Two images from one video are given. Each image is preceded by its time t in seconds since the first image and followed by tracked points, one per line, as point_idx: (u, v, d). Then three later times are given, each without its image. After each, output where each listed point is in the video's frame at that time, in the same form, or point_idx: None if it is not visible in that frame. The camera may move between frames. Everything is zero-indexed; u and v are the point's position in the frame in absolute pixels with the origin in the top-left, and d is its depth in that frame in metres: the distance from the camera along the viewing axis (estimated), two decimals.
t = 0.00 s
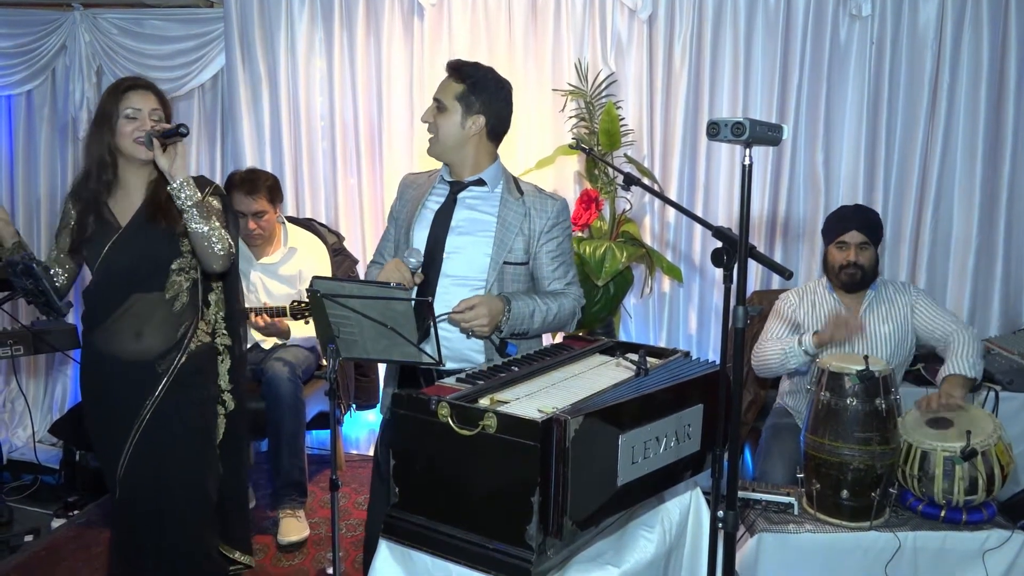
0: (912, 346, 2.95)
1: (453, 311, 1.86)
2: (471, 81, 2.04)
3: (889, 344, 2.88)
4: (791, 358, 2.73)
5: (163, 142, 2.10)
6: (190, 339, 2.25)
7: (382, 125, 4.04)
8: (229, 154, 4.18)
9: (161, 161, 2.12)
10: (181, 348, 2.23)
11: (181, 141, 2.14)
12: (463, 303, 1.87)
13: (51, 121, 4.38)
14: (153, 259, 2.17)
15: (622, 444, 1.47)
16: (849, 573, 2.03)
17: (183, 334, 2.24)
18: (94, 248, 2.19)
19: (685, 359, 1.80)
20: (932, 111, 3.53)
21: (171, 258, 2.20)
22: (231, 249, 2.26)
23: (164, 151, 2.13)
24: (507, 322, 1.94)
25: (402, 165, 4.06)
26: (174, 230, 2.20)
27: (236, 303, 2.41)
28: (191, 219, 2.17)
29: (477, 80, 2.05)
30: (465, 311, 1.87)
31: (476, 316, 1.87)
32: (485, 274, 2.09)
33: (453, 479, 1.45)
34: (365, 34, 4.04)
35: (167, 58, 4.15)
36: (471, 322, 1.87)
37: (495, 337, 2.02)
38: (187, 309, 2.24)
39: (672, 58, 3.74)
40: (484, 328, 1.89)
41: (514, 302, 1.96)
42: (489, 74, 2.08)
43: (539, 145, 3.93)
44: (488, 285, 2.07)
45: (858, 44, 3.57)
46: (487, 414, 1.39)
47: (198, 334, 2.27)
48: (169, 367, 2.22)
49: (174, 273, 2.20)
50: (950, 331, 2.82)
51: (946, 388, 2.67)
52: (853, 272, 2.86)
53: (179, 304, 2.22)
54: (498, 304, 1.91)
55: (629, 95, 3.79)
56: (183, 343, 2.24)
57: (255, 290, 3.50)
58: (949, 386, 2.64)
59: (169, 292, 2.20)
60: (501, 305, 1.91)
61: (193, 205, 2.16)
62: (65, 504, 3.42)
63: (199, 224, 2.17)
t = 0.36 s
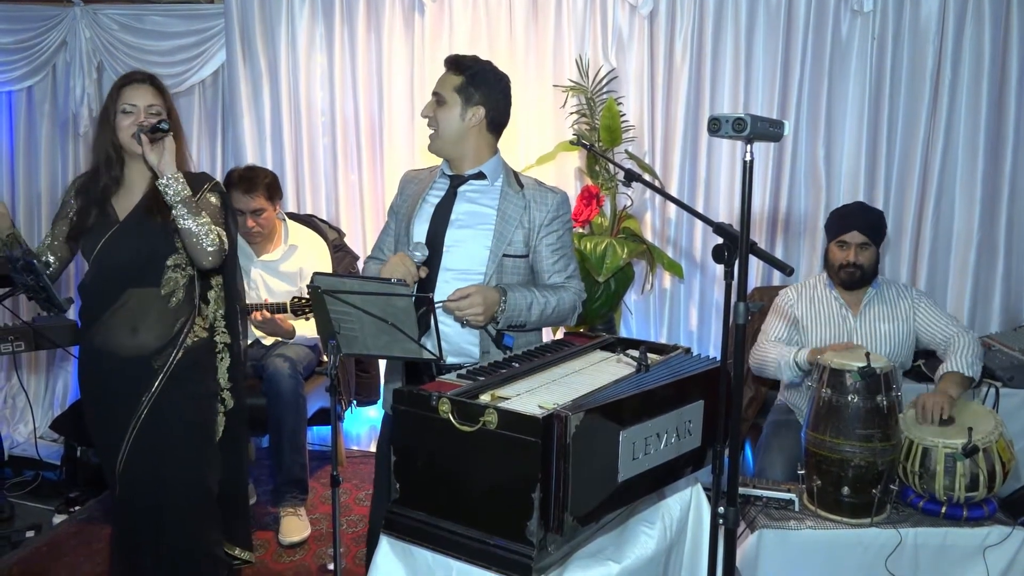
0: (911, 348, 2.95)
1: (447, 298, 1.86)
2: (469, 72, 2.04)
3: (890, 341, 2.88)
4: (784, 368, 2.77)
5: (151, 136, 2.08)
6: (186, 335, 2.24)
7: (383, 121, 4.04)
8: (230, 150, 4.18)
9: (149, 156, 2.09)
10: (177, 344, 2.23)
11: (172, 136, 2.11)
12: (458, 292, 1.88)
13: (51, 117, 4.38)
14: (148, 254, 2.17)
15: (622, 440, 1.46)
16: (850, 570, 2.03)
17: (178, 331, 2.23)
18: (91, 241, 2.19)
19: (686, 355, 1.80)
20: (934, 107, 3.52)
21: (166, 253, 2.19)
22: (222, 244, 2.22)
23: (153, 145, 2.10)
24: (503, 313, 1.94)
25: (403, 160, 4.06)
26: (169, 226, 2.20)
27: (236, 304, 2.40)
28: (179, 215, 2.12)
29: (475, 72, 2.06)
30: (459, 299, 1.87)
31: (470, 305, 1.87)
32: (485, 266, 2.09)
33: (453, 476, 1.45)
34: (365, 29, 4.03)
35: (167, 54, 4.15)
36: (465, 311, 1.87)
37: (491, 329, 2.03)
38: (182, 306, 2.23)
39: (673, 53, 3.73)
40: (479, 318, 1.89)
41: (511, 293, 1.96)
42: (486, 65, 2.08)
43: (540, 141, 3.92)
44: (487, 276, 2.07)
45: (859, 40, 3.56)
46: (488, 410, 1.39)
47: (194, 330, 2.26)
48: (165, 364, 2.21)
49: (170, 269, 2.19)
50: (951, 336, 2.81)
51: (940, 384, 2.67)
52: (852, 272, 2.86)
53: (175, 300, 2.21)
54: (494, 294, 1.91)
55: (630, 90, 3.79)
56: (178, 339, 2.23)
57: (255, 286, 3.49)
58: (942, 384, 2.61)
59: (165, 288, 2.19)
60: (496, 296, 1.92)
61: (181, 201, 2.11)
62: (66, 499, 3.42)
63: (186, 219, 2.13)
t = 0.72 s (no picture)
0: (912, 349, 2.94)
1: (450, 294, 1.86)
2: (467, 70, 2.04)
3: (892, 339, 2.88)
4: (793, 354, 2.77)
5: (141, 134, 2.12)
6: (182, 332, 2.24)
7: (384, 119, 4.04)
8: (231, 148, 4.18)
9: (138, 154, 2.13)
10: (172, 341, 2.23)
11: (160, 134, 2.14)
12: (461, 287, 1.87)
13: (53, 114, 4.38)
14: (143, 251, 2.16)
15: (623, 438, 1.46)
16: (851, 567, 2.03)
17: (173, 327, 2.22)
18: (87, 238, 2.20)
19: (686, 353, 1.80)
20: (935, 103, 3.52)
21: (160, 250, 2.17)
22: (210, 241, 2.21)
23: (143, 142, 2.13)
24: (505, 309, 1.94)
25: (404, 157, 4.06)
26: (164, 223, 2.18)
27: (238, 301, 2.38)
28: (165, 212, 2.13)
29: (473, 70, 2.05)
30: (462, 295, 1.86)
31: (472, 300, 1.87)
32: (487, 262, 2.08)
33: (453, 472, 1.45)
34: (366, 27, 4.03)
35: (168, 51, 4.14)
36: (468, 306, 1.87)
37: (493, 326, 2.03)
38: (179, 302, 2.23)
39: (674, 50, 3.73)
40: (481, 313, 1.88)
41: (513, 290, 1.96)
42: (483, 62, 2.08)
43: (541, 139, 3.92)
44: (489, 272, 2.07)
45: (860, 37, 3.55)
46: (489, 408, 1.38)
47: (189, 327, 2.26)
48: (159, 360, 2.21)
49: (165, 265, 2.18)
50: (949, 342, 2.80)
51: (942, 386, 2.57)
52: (853, 264, 2.87)
53: (171, 297, 2.21)
54: (496, 291, 1.91)
55: (631, 88, 3.78)
56: (174, 335, 2.23)
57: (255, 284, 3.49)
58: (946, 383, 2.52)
59: (159, 285, 2.19)
60: (499, 292, 1.91)
61: (167, 198, 2.12)
62: (67, 497, 3.43)
63: (173, 216, 2.13)
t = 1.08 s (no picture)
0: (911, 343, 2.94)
1: (449, 303, 1.86)
2: (469, 73, 2.04)
3: (888, 335, 2.88)
4: (790, 364, 2.75)
5: (131, 134, 2.13)
6: (181, 334, 2.24)
7: (384, 118, 4.04)
8: (231, 147, 4.18)
9: (128, 152, 2.14)
10: (169, 343, 2.22)
11: (150, 135, 2.14)
12: (460, 295, 1.88)
13: (52, 113, 4.37)
14: (141, 253, 2.16)
15: (623, 437, 1.46)
16: (852, 567, 2.03)
17: (172, 328, 2.22)
18: (89, 239, 2.20)
19: (686, 353, 1.79)
20: (935, 102, 3.51)
21: (157, 252, 2.17)
22: (202, 244, 2.20)
23: (135, 143, 2.14)
24: (504, 316, 1.95)
25: (404, 156, 4.06)
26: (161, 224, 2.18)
27: (239, 303, 2.38)
28: (154, 213, 2.11)
29: (475, 72, 2.05)
30: (460, 303, 1.87)
31: (470, 308, 1.87)
32: (485, 268, 2.08)
33: (453, 472, 1.45)
34: (366, 26, 4.03)
35: (169, 51, 4.15)
36: (466, 314, 1.87)
37: (493, 332, 2.04)
38: (177, 305, 2.23)
39: (674, 49, 3.73)
40: (480, 321, 1.89)
41: (511, 296, 1.96)
42: (487, 65, 2.07)
43: (541, 138, 3.92)
44: (487, 278, 2.07)
45: (860, 36, 3.55)
46: (489, 407, 1.38)
47: (189, 329, 2.26)
48: (157, 361, 2.21)
49: (162, 268, 2.18)
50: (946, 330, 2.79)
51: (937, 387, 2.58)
52: (849, 268, 2.86)
53: (169, 299, 2.21)
54: (494, 298, 1.91)
55: (631, 87, 3.78)
56: (173, 337, 2.23)
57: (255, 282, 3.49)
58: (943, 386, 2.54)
59: (158, 286, 2.19)
60: (497, 300, 1.92)
61: (156, 199, 2.11)
62: (67, 496, 3.43)
63: (162, 217, 2.11)
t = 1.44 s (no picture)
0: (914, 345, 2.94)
1: (450, 294, 1.85)
2: (468, 69, 2.04)
3: (892, 337, 2.88)
4: (792, 361, 2.76)
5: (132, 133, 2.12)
6: (181, 333, 2.23)
7: (385, 119, 4.04)
8: (232, 147, 4.18)
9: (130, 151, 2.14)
10: (169, 342, 2.22)
11: (152, 134, 2.14)
12: (460, 287, 1.86)
13: (54, 114, 4.38)
14: (141, 252, 2.16)
15: (624, 437, 1.46)
16: (854, 568, 2.03)
17: (172, 327, 2.21)
18: (90, 236, 2.21)
19: (687, 353, 1.80)
20: (937, 103, 3.51)
21: (157, 251, 2.17)
22: (203, 244, 2.18)
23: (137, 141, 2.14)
24: (505, 310, 1.95)
25: (405, 156, 4.06)
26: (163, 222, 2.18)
27: (242, 306, 2.35)
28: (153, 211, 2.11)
29: (474, 68, 2.06)
30: (462, 295, 1.86)
31: (473, 301, 1.86)
32: (486, 262, 2.08)
33: (454, 472, 1.45)
34: (367, 27, 4.03)
35: (170, 51, 4.15)
36: (468, 306, 1.86)
37: (493, 324, 2.03)
38: (178, 304, 2.22)
39: (675, 50, 3.73)
40: (481, 313, 1.88)
41: (513, 290, 1.96)
42: (485, 61, 2.08)
43: (542, 138, 3.92)
44: (489, 272, 2.07)
45: (862, 37, 3.55)
46: (490, 407, 1.38)
47: (189, 329, 2.25)
48: (157, 361, 2.21)
49: (162, 267, 2.18)
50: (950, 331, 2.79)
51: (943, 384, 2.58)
52: (849, 265, 2.87)
53: (170, 298, 2.20)
54: (496, 291, 1.91)
55: (632, 87, 3.78)
56: (173, 336, 2.22)
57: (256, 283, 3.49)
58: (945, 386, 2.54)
59: (159, 286, 2.19)
60: (498, 292, 1.91)
61: (156, 197, 2.11)
62: (68, 496, 3.43)
63: (162, 215, 2.10)
